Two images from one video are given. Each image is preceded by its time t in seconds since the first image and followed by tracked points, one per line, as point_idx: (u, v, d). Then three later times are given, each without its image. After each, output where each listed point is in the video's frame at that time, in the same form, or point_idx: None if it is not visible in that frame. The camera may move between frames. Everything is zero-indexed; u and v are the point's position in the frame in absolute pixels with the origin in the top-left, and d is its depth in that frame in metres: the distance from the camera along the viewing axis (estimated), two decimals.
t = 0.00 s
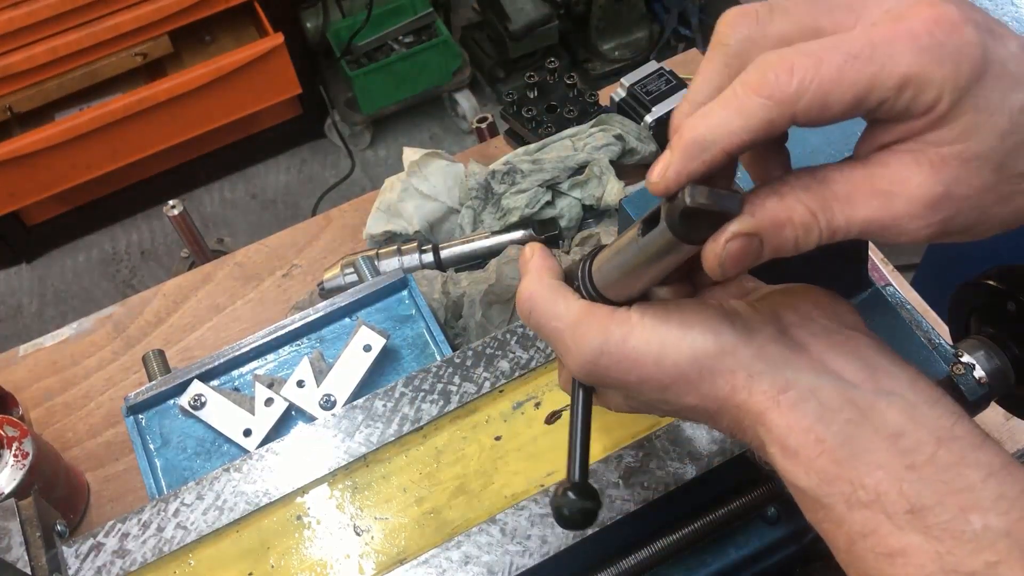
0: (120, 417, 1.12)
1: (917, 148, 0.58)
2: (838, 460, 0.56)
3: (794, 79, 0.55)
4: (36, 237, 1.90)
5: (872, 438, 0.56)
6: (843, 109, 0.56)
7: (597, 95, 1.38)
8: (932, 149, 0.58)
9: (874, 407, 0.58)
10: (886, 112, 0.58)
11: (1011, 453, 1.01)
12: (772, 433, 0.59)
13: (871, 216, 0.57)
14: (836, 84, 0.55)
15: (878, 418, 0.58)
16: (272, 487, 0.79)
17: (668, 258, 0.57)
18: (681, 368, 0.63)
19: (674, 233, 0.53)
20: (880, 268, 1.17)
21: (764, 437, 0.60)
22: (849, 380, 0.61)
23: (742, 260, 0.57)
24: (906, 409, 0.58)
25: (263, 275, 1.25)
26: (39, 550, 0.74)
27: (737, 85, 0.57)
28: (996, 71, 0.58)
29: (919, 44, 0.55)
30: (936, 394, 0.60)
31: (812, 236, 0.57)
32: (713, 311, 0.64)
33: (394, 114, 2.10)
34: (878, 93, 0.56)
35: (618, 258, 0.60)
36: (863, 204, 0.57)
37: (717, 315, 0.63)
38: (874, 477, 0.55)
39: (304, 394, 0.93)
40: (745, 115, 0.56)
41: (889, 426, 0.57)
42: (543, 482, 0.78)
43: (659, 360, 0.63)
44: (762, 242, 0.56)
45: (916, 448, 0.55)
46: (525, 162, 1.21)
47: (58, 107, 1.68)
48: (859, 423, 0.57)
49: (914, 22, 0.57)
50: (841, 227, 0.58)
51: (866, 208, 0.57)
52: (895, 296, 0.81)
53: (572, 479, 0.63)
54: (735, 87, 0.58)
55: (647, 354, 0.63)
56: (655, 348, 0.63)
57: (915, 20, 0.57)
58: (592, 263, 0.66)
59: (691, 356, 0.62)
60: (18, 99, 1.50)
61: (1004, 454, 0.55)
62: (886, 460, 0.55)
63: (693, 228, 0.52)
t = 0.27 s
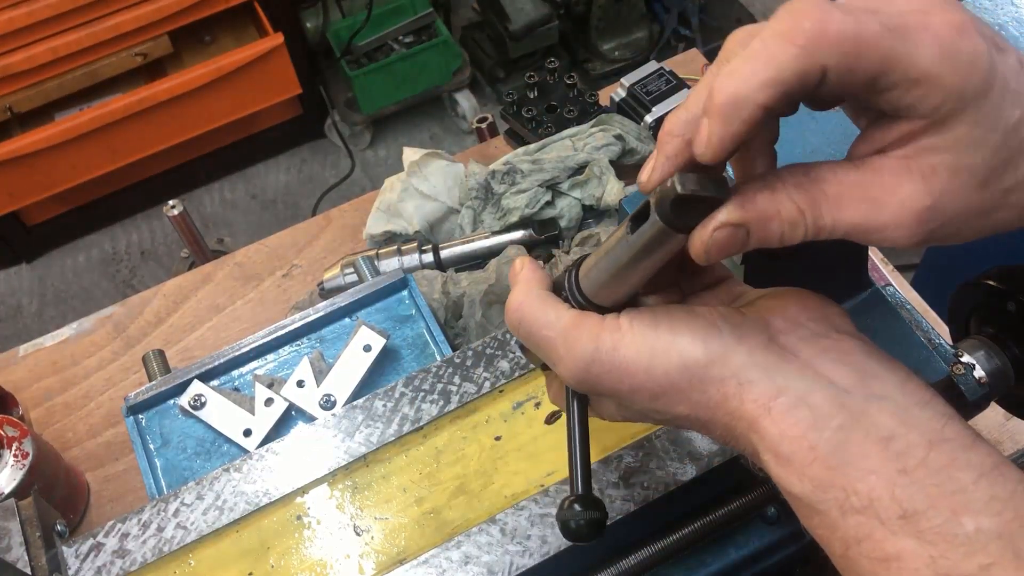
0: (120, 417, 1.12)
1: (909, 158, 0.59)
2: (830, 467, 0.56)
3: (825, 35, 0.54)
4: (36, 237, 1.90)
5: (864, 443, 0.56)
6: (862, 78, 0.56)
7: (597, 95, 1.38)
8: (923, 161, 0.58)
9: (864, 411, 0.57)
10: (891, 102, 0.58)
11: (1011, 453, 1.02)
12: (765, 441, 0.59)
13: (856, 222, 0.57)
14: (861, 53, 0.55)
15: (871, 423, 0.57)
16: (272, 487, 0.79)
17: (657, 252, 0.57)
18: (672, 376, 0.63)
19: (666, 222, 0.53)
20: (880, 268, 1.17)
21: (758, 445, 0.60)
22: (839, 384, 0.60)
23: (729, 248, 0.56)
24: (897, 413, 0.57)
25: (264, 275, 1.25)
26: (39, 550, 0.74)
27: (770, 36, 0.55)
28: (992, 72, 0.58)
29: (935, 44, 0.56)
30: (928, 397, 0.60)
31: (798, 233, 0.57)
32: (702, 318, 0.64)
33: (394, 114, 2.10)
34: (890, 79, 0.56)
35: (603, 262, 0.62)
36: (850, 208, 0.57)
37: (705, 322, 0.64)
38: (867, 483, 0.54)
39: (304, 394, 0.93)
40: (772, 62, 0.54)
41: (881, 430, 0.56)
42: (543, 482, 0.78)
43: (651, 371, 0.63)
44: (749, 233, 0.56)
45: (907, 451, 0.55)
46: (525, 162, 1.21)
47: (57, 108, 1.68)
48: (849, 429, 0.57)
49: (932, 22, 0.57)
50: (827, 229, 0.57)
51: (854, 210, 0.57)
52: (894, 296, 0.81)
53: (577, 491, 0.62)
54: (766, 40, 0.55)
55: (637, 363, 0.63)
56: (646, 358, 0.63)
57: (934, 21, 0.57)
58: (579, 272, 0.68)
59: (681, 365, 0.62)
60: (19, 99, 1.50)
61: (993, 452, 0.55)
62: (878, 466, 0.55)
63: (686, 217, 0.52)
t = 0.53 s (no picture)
0: (120, 417, 1.12)
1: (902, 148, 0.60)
2: (825, 472, 0.56)
3: (836, 45, 0.52)
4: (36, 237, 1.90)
5: (858, 447, 0.56)
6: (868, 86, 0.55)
7: (597, 95, 1.38)
8: (914, 151, 0.60)
9: (858, 414, 0.57)
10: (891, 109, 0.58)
11: (1011, 453, 1.02)
12: (761, 445, 0.59)
13: (847, 205, 0.59)
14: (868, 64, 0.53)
15: (866, 425, 0.56)
16: (272, 487, 0.79)
17: (651, 235, 0.59)
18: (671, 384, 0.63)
19: (664, 199, 0.54)
20: (880, 268, 1.17)
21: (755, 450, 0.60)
22: (833, 389, 0.59)
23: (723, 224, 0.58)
24: (893, 419, 0.56)
25: (264, 274, 1.25)
26: (39, 550, 0.74)
27: (778, 42, 0.54)
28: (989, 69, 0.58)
29: (940, 49, 0.55)
30: (924, 400, 0.59)
31: (790, 211, 0.59)
32: (700, 324, 0.64)
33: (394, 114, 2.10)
34: (895, 87, 0.55)
35: (598, 254, 0.63)
36: (842, 192, 0.59)
37: (703, 329, 0.63)
38: (862, 486, 0.54)
39: (304, 394, 0.93)
40: (779, 79, 0.53)
41: (876, 435, 0.56)
42: (543, 482, 0.78)
43: (649, 379, 0.63)
44: (744, 208, 0.58)
45: (901, 455, 0.55)
46: (525, 162, 1.21)
47: (57, 108, 1.68)
48: (845, 433, 0.56)
49: (938, 26, 0.55)
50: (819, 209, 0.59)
51: (842, 195, 0.59)
52: (894, 296, 0.81)
53: (589, 491, 0.62)
54: (775, 47, 0.54)
55: (636, 369, 0.63)
56: (644, 365, 0.63)
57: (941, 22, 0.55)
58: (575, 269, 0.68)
59: (680, 372, 0.62)
60: (19, 99, 1.50)
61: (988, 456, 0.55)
62: (874, 470, 0.54)
63: (679, 190, 0.53)
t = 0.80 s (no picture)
0: (120, 417, 1.12)
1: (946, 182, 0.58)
2: (843, 499, 0.55)
3: (884, 98, 0.50)
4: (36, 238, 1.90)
5: (876, 475, 0.55)
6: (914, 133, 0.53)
7: (597, 95, 1.38)
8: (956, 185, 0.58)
9: (876, 441, 0.56)
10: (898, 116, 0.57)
11: (1011, 453, 1.02)
12: (781, 474, 0.58)
13: (895, 244, 0.57)
14: (917, 111, 0.51)
15: (882, 453, 0.55)
16: (272, 487, 0.79)
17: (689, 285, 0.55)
18: (692, 410, 0.62)
19: (711, 250, 0.50)
20: (880, 269, 1.17)
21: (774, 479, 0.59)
22: (852, 419, 0.58)
23: (774, 271, 0.56)
24: (907, 445, 0.56)
25: (264, 275, 1.25)
26: (39, 550, 0.74)
27: (826, 95, 0.51)
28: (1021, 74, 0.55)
29: (985, 87, 0.53)
30: (940, 430, 0.58)
31: (838, 256, 0.57)
32: (721, 352, 0.63)
33: (394, 114, 2.10)
34: (944, 126, 0.53)
35: (635, 293, 0.59)
36: (889, 232, 0.56)
37: (724, 356, 0.62)
38: (880, 514, 0.53)
39: (304, 394, 0.93)
40: (830, 134, 0.51)
41: (892, 463, 0.55)
42: (543, 482, 0.78)
43: (670, 407, 0.62)
44: (795, 256, 0.56)
45: (918, 484, 0.53)
46: (525, 162, 1.21)
47: (58, 108, 1.68)
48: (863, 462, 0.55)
49: (982, 62, 0.53)
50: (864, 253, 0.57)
51: (891, 235, 0.57)
52: (893, 296, 0.81)
53: (603, 525, 0.61)
54: (822, 101, 0.51)
55: (658, 397, 0.62)
56: (666, 393, 0.61)
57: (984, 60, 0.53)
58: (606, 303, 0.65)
59: (701, 399, 0.61)
60: (19, 99, 1.50)
61: (1006, 483, 0.53)
62: (892, 497, 0.53)
63: (730, 244, 0.49)
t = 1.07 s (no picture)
0: (120, 417, 1.12)
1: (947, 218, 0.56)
2: (842, 514, 0.54)
3: (887, 166, 0.49)
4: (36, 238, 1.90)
5: (872, 490, 0.54)
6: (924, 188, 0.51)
7: (597, 95, 1.38)
8: (959, 221, 0.55)
9: (875, 459, 0.56)
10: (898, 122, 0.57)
11: (1011, 454, 1.02)
12: (781, 491, 0.58)
13: (890, 276, 0.58)
14: (923, 172, 0.50)
15: (881, 470, 0.55)
16: (272, 487, 0.79)
17: (684, 317, 0.54)
18: (691, 433, 0.62)
19: (695, 290, 0.50)
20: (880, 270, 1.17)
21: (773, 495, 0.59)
22: (849, 436, 0.58)
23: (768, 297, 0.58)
24: (904, 461, 0.56)
25: (264, 275, 1.25)
26: (39, 550, 0.74)
27: (830, 161, 0.51)
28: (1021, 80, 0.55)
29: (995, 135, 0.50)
30: (936, 444, 0.58)
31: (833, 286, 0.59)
32: (717, 374, 0.63)
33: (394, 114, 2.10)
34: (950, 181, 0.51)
35: (629, 324, 0.58)
36: (887, 264, 0.57)
37: (721, 378, 0.62)
38: (878, 528, 0.53)
39: (304, 394, 0.93)
40: (832, 199, 0.50)
41: (891, 477, 0.55)
42: (543, 482, 0.78)
43: (671, 430, 0.61)
44: (786, 287, 0.58)
45: (916, 497, 0.53)
46: (525, 162, 1.21)
47: (57, 108, 1.68)
48: (861, 478, 0.55)
49: (987, 108, 0.51)
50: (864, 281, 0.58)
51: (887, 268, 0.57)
52: (893, 295, 0.80)
53: (603, 552, 0.59)
54: (826, 166, 0.51)
55: (658, 424, 0.61)
56: (666, 419, 0.61)
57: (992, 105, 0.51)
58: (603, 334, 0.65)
59: (700, 423, 0.61)
60: (19, 99, 1.50)
61: (1002, 496, 0.53)
62: (889, 512, 0.53)
63: (712, 284, 0.49)
